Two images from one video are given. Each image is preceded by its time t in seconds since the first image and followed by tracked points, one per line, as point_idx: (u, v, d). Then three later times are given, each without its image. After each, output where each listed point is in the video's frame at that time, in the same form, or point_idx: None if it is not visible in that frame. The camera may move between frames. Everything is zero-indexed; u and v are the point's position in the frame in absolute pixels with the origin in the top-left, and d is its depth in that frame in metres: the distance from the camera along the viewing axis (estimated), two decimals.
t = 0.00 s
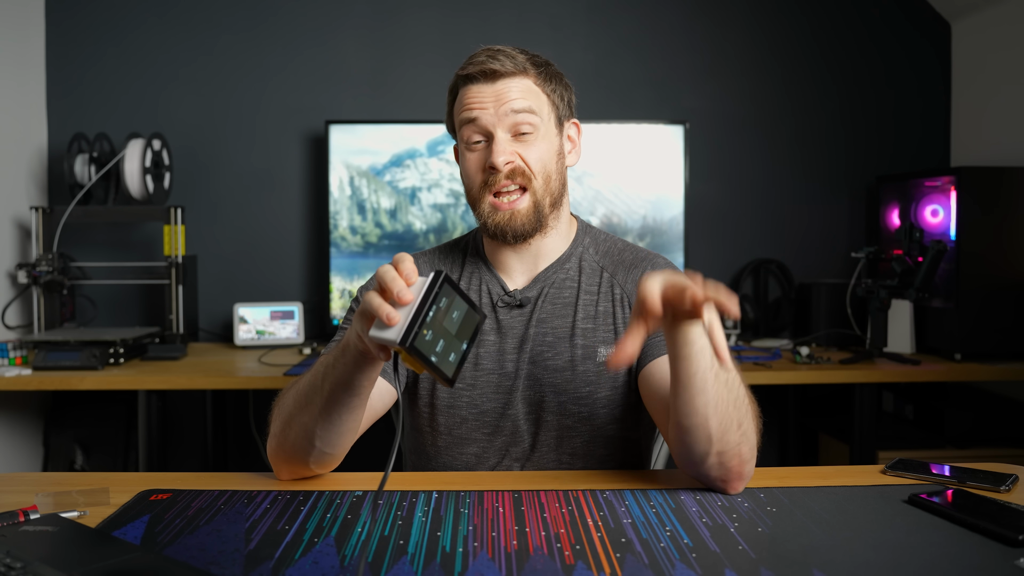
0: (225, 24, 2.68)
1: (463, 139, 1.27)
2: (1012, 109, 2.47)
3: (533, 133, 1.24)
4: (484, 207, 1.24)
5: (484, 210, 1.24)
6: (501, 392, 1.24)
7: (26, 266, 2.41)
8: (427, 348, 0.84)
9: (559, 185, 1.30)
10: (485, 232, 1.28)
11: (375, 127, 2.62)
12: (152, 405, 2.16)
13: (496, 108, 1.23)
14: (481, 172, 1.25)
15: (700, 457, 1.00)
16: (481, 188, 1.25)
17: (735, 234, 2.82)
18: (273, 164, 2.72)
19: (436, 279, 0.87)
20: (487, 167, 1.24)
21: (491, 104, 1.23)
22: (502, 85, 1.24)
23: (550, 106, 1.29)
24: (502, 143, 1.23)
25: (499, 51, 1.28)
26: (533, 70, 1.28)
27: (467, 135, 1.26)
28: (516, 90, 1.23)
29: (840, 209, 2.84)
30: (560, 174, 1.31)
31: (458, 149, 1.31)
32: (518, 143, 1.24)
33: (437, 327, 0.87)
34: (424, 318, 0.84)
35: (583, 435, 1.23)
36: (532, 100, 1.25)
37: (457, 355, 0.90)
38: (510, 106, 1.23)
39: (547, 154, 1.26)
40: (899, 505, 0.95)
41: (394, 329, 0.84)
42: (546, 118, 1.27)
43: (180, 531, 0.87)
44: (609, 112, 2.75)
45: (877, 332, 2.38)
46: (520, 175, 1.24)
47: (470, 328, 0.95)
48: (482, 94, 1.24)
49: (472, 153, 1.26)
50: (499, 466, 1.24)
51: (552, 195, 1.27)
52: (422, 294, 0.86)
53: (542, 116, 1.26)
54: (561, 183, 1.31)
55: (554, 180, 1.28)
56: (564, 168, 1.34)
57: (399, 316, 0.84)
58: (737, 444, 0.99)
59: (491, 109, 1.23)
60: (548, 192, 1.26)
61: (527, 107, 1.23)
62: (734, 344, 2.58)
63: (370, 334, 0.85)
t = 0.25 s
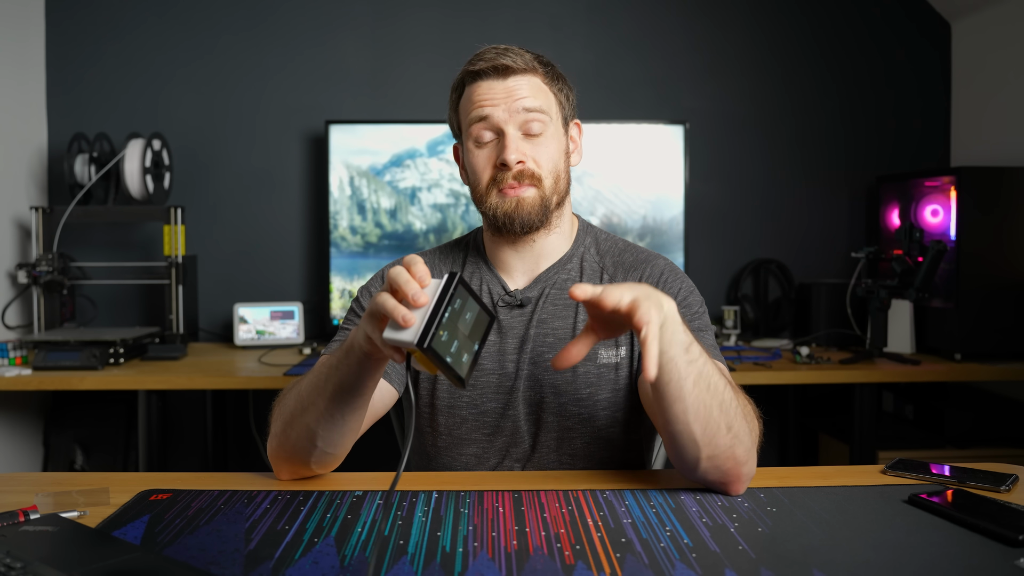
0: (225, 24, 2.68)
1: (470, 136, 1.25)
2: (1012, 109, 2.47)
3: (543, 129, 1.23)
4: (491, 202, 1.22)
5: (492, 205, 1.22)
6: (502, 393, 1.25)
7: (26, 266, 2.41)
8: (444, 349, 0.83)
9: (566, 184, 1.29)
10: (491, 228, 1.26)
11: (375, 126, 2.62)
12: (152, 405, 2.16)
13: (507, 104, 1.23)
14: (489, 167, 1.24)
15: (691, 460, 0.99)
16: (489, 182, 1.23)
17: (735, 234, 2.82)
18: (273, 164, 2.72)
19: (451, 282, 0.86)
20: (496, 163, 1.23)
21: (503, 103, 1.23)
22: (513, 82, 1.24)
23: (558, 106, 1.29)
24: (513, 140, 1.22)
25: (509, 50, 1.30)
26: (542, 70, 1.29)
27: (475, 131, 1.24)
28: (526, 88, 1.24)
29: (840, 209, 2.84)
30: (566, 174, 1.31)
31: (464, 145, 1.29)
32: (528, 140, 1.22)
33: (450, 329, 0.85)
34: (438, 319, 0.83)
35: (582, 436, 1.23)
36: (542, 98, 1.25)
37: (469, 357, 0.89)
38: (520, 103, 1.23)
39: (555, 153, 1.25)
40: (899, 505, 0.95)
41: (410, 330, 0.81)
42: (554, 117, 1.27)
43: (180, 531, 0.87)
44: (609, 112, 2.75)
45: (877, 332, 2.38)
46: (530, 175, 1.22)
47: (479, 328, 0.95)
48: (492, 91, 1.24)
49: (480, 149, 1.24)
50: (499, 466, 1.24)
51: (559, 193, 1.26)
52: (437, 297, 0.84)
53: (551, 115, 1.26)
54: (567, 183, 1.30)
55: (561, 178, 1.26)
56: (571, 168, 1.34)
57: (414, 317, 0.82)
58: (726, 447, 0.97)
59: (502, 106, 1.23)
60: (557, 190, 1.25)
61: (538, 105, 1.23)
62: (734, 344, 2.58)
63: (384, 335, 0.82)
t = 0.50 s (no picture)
0: (225, 25, 2.68)
1: (471, 135, 1.25)
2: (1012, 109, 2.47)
3: (543, 127, 1.23)
4: (492, 200, 1.22)
5: (492, 202, 1.22)
6: (506, 391, 1.25)
7: (26, 266, 2.41)
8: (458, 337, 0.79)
9: (566, 182, 1.29)
10: (492, 227, 1.26)
11: (375, 127, 2.62)
12: (152, 405, 2.16)
13: (507, 103, 1.23)
14: (490, 166, 1.23)
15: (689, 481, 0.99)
16: (490, 180, 1.23)
17: (735, 234, 2.82)
18: (273, 165, 2.72)
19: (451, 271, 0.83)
20: (496, 161, 1.23)
21: (503, 102, 1.23)
22: (513, 80, 1.24)
23: (558, 105, 1.29)
24: (513, 137, 1.22)
25: (509, 49, 1.30)
26: (542, 69, 1.29)
27: (475, 129, 1.24)
28: (526, 86, 1.24)
29: (840, 209, 2.84)
30: (566, 173, 1.31)
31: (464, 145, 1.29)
32: (528, 137, 1.23)
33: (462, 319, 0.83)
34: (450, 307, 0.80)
35: (585, 433, 1.23)
36: (542, 96, 1.25)
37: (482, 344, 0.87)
38: (521, 101, 1.23)
39: (555, 151, 1.25)
40: (899, 505, 0.95)
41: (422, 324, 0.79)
42: (554, 116, 1.27)
43: (180, 531, 0.87)
44: (609, 112, 2.75)
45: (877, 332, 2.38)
46: (530, 172, 1.22)
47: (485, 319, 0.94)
48: (492, 89, 1.24)
49: (480, 148, 1.24)
50: (503, 465, 1.23)
51: (559, 192, 1.25)
52: (444, 288, 0.81)
53: (552, 113, 1.26)
54: (567, 182, 1.30)
55: (562, 177, 1.26)
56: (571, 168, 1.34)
57: (425, 310, 0.80)
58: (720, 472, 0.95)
59: (502, 104, 1.23)
60: (557, 189, 1.24)
61: (538, 103, 1.23)
62: (734, 344, 2.58)
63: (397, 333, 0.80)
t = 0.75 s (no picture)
0: (225, 25, 2.68)
1: (476, 135, 1.25)
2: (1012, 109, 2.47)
3: (549, 129, 1.23)
4: (496, 200, 1.22)
5: (496, 203, 1.22)
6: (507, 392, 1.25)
7: (26, 266, 2.41)
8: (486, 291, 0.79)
9: (569, 184, 1.29)
10: (494, 227, 1.26)
11: (375, 127, 2.62)
12: (152, 405, 2.15)
13: (513, 103, 1.22)
14: (495, 166, 1.23)
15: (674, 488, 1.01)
16: (495, 181, 1.23)
17: (735, 234, 2.82)
18: (273, 165, 2.72)
19: (446, 234, 0.80)
20: (501, 161, 1.22)
21: (508, 102, 1.23)
22: (519, 80, 1.24)
23: (563, 106, 1.29)
24: (518, 138, 1.22)
25: (516, 49, 1.30)
26: (549, 69, 1.29)
27: (480, 129, 1.24)
28: (532, 87, 1.23)
29: (840, 209, 2.84)
30: (570, 175, 1.31)
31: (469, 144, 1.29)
32: (533, 139, 1.22)
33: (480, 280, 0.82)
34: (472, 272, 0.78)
35: (586, 434, 1.23)
36: (548, 97, 1.25)
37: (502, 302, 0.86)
38: (526, 102, 1.23)
39: (560, 153, 1.25)
40: (899, 505, 0.95)
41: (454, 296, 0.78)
42: (560, 117, 1.26)
43: (180, 531, 0.87)
44: (609, 112, 2.75)
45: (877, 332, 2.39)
46: (534, 174, 1.22)
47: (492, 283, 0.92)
48: (497, 88, 1.24)
49: (485, 148, 1.24)
50: (504, 466, 1.23)
51: (561, 194, 1.25)
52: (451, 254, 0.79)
53: (557, 115, 1.26)
54: (571, 184, 1.30)
55: (565, 179, 1.26)
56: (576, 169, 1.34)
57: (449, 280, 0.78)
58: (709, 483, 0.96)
59: (507, 105, 1.23)
60: (560, 191, 1.24)
61: (544, 105, 1.23)
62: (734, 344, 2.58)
63: (431, 313, 0.78)
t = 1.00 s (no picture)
0: (225, 25, 2.68)
1: (475, 135, 1.25)
2: (1012, 108, 2.47)
3: (547, 130, 1.23)
4: (493, 200, 1.22)
5: (493, 203, 1.22)
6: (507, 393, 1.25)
7: (27, 266, 2.41)
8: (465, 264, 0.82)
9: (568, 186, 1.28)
10: (492, 228, 1.26)
11: (375, 127, 2.62)
12: (152, 405, 2.15)
13: (512, 103, 1.22)
14: (493, 167, 1.23)
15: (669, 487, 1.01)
16: (492, 181, 1.23)
17: (736, 234, 2.82)
18: (273, 165, 2.72)
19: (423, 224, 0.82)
20: (499, 161, 1.22)
21: (507, 102, 1.23)
22: (518, 79, 1.24)
23: (563, 107, 1.29)
24: (516, 138, 1.22)
25: (517, 48, 1.30)
26: (549, 69, 1.29)
27: (479, 129, 1.24)
28: (532, 87, 1.23)
29: (841, 209, 2.84)
30: (569, 177, 1.30)
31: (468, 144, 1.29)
32: (531, 139, 1.23)
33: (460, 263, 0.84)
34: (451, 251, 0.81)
35: (586, 434, 1.23)
36: (547, 98, 1.25)
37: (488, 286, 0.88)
38: (525, 102, 1.23)
39: (558, 155, 1.25)
40: (899, 505, 0.95)
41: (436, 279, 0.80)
42: (559, 119, 1.26)
43: (180, 531, 0.87)
44: (609, 111, 2.75)
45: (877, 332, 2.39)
46: (532, 175, 1.21)
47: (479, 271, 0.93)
48: (497, 88, 1.24)
49: (484, 148, 1.24)
50: (504, 466, 1.24)
51: (560, 196, 1.25)
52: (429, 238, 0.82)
53: (557, 117, 1.25)
54: (569, 185, 1.30)
55: (563, 181, 1.26)
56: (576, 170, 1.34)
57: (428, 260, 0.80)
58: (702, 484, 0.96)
59: (505, 105, 1.22)
60: (558, 193, 1.24)
61: (544, 105, 1.23)
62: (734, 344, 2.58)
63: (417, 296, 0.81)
